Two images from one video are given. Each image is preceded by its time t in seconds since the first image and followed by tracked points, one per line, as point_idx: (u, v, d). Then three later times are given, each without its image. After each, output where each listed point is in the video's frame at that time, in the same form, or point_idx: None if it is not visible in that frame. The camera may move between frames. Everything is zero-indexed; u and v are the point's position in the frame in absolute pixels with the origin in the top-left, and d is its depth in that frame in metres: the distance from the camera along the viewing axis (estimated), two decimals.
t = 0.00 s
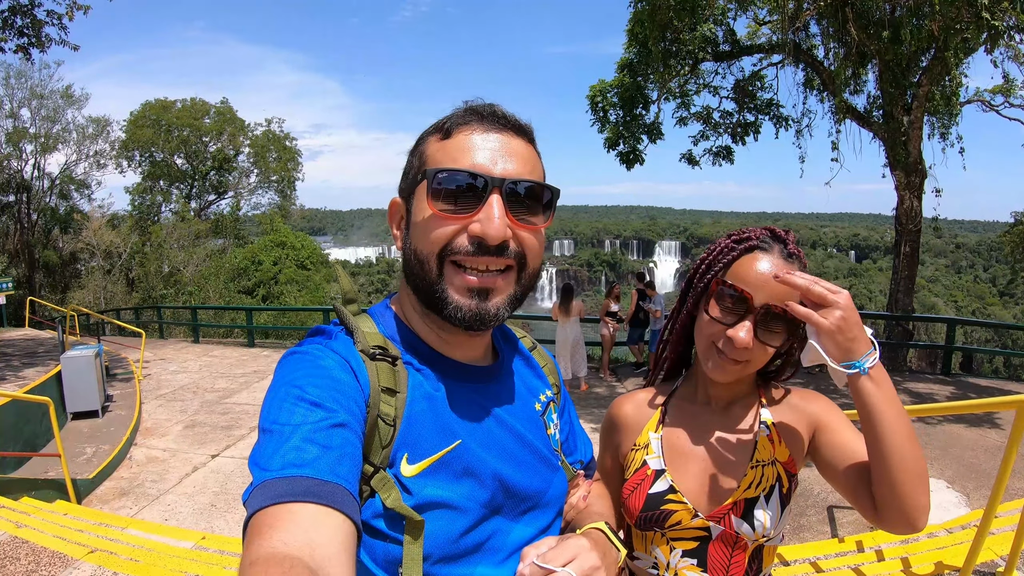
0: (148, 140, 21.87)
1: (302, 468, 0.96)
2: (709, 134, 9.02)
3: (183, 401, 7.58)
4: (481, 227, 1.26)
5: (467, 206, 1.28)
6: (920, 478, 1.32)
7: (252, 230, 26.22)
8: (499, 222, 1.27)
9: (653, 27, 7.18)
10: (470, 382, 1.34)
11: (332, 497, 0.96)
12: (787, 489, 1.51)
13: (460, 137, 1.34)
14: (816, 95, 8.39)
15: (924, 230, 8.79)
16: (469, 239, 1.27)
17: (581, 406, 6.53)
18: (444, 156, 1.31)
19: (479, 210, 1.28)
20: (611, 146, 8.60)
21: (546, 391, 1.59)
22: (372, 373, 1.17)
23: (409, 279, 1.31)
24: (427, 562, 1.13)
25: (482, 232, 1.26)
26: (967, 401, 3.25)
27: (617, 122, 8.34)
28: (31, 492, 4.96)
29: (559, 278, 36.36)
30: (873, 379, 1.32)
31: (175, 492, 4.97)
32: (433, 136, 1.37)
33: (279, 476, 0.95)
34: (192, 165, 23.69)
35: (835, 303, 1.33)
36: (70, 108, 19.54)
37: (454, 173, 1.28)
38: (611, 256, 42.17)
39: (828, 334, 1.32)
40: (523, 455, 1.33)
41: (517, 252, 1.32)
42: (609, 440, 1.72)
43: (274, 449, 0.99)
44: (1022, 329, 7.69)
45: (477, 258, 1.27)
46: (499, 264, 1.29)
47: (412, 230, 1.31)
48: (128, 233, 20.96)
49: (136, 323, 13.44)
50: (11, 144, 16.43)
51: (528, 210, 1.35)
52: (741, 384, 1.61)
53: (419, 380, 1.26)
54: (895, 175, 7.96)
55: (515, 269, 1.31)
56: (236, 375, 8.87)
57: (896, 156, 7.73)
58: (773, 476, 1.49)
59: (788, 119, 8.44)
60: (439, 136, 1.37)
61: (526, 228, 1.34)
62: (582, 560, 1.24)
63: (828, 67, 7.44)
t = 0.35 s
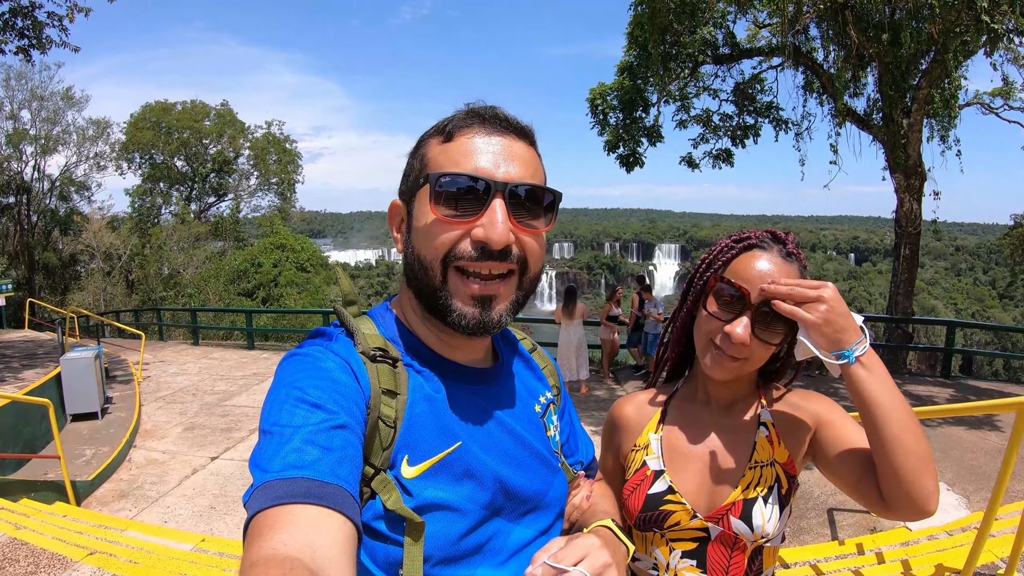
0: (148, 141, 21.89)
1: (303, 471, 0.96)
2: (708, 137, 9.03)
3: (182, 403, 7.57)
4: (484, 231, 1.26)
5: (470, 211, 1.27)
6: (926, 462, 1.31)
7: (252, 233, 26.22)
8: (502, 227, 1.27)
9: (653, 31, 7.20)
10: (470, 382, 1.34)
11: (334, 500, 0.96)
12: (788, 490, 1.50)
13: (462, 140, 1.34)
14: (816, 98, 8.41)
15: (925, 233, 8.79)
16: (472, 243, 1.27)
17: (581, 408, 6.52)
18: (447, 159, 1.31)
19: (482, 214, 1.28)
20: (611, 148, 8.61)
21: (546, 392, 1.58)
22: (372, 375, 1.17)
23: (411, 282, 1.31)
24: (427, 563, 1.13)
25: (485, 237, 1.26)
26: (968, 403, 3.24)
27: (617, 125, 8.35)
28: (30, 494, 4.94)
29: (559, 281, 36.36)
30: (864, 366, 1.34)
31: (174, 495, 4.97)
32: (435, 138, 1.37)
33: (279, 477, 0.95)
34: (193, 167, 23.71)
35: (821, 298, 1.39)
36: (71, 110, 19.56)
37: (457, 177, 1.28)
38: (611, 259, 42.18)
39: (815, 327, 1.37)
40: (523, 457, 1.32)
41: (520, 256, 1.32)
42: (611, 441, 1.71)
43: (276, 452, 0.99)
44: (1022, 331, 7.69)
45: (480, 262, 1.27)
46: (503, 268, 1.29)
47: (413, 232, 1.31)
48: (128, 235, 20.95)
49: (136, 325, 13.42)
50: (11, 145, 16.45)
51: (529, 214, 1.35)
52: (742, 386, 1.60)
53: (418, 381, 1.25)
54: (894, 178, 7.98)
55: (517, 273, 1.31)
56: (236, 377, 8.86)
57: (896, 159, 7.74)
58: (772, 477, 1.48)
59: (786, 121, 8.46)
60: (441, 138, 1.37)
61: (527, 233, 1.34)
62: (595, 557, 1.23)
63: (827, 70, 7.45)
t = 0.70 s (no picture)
0: (148, 144, 21.90)
1: (304, 472, 0.96)
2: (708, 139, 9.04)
3: (182, 406, 7.55)
4: (497, 230, 1.26)
5: (481, 209, 1.27)
6: (937, 452, 1.32)
7: (251, 236, 26.21)
8: (515, 225, 1.28)
9: (652, 33, 7.21)
10: (472, 384, 1.34)
11: (337, 501, 0.96)
12: (792, 491, 1.50)
13: (467, 141, 1.34)
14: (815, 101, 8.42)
15: (924, 234, 8.79)
16: (485, 242, 1.27)
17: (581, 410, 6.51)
18: (454, 160, 1.31)
19: (494, 213, 1.28)
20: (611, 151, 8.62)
21: (546, 394, 1.58)
22: (374, 376, 1.17)
23: (420, 284, 1.30)
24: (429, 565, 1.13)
25: (499, 235, 1.26)
26: (968, 405, 3.23)
27: (617, 128, 8.36)
28: (28, 497, 4.93)
29: (558, 283, 36.36)
30: (876, 358, 1.35)
31: (174, 498, 4.95)
32: (438, 139, 1.36)
33: (281, 479, 0.95)
34: (192, 170, 23.72)
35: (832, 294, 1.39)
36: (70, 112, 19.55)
37: (467, 177, 1.28)
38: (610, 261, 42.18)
39: (830, 322, 1.36)
40: (524, 459, 1.32)
41: (529, 254, 1.32)
42: (613, 443, 1.71)
43: (278, 453, 0.98)
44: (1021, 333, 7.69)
45: (493, 261, 1.27)
46: (515, 267, 1.29)
47: (421, 233, 1.30)
48: (127, 237, 20.95)
49: (136, 328, 13.41)
50: (11, 148, 16.43)
51: (535, 213, 1.36)
52: (748, 387, 1.60)
53: (421, 383, 1.25)
54: (894, 180, 7.98)
55: (527, 271, 1.32)
56: (235, 380, 8.84)
57: (895, 162, 7.76)
58: (777, 478, 1.48)
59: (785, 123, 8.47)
60: (445, 139, 1.36)
61: (535, 230, 1.35)
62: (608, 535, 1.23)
63: (826, 72, 7.46)
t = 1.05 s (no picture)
0: (147, 147, 21.91)
1: (305, 472, 0.96)
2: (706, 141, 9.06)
3: (181, 408, 7.54)
4: (493, 223, 1.26)
5: (477, 205, 1.28)
6: (946, 433, 1.33)
7: (250, 238, 26.20)
8: (510, 218, 1.27)
9: (650, 36, 7.23)
10: (470, 385, 1.34)
11: (338, 502, 0.95)
12: (793, 490, 1.51)
13: (462, 141, 1.35)
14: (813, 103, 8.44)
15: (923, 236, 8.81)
16: (481, 236, 1.27)
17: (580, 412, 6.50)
18: (447, 159, 1.32)
19: (489, 208, 1.28)
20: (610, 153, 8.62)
21: (545, 396, 1.58)
22: (375, 377, 1.16)
23: (420, 282, 1.29)
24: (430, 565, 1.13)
25: (494, 228, 1.26)
26: (967, 406, 3.24)
27: (615, 130, 8.37)
28: (28, 500, 4.92)
29: (557, 286, 36.35)
30: (884, 342, 1.37)
31: (173, 500, 4.94)
32: (433, 141, 1.37)
33: (282, 479, 0.94)
34: (191, 172, 23.73)
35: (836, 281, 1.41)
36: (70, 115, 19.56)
37: (463, 174, 1.28)
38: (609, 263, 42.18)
39: (838, 309, 1.37)
40: (524, 459, 1.32)
41: (526, 248, 1.32)
42: (614, 443, 1.71)
43: (279, 454, 0.98)
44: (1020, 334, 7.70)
45: (492, 255, 1.27)
46: (513, 261, 1.28)
47: (420, 232, 1.30)
48: (126, 239, 20.94)
49: (135, 330, 13.39)
50: (10, 150, 16.43)
51: (530, 208, 1.36)
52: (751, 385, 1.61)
53: (421, 384, 1.25)
54: (892, 181, 7.99)
55: (525, 265, 1.31)
56: (234, 382, 8.82)
57: (894, 164, 7.77)
58: (780, 477, 1.49)
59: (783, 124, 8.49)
60: (440, 141, 1.37)
61: (530, 225, 1.34)
62: (604, 497, 1.23)
63: (824, 73, 7.48)
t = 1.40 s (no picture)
0: (144, 149, 21.86)
1: (305, 473, 0.95)
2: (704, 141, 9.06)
3: (179, 411, 7.51)
4: (494, 250, 1.23)
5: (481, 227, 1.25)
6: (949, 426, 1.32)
7: (248, 240, 26.16)
8: (512, 245, 1.24)
9: (646, 36, 7.23)
10: (470, 388, 1.33)
11: (338, 502, 0.94)
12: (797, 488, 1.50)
13: (476, 155, 1.30)
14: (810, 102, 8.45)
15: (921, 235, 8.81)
16: (483, 262, 1.24)
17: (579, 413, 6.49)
18: (459, 172, 1.28)
19: (493, 232, 1.25)
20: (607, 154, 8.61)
21: (545, 398, 1.57)
22: (375, 379, 1.15)
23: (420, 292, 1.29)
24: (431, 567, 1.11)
25: (494, 255, 1.23)
26: (967, 405, 3.23)
27: (613, 130, 8.36)
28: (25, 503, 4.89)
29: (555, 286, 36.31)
30: (885, 340, 1.36)
31: (171, 503, 4.92)
32: (449, 147, 1.33)
33: (281, 480, 0.93)
34: (189, 174, 23.69)
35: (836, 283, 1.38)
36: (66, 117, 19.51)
37: (471, 192, 1.25)
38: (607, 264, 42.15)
39: (838, 310, 1.36)
40: (524, 461, 1.31)
41: (526, 276, 1.29)
42: (616, 444, 1.69)
43: (278, 455, 0.97)
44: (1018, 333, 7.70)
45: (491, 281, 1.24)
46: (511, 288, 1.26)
47: (424, 243, 1.28)
48: (124, 242, 20.90)
49: (132, 332, 13.36)
50: (6, 153, 16.39)
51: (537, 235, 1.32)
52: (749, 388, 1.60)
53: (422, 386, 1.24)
54: (890, 181, 7.99)
55: (525, 292, 1.28)
56: (232, 385, 8.79)
57: (891, 164, 7.77)
58: (783, 475, 1.48)
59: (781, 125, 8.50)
60: (454, 148, 1.33)
61: (533, 252, 1.30)
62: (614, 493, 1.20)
63: (820, 73, 7.49)
